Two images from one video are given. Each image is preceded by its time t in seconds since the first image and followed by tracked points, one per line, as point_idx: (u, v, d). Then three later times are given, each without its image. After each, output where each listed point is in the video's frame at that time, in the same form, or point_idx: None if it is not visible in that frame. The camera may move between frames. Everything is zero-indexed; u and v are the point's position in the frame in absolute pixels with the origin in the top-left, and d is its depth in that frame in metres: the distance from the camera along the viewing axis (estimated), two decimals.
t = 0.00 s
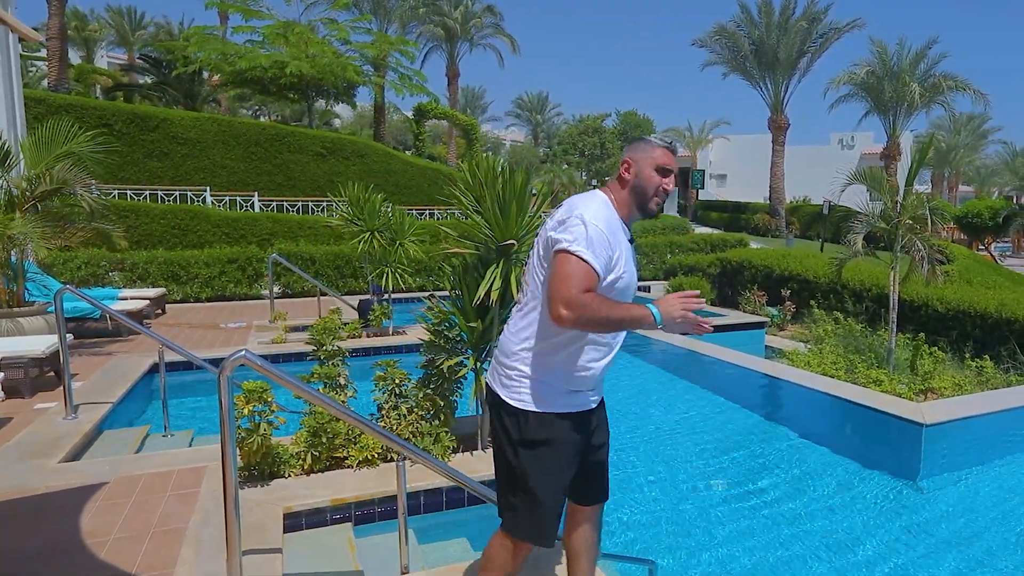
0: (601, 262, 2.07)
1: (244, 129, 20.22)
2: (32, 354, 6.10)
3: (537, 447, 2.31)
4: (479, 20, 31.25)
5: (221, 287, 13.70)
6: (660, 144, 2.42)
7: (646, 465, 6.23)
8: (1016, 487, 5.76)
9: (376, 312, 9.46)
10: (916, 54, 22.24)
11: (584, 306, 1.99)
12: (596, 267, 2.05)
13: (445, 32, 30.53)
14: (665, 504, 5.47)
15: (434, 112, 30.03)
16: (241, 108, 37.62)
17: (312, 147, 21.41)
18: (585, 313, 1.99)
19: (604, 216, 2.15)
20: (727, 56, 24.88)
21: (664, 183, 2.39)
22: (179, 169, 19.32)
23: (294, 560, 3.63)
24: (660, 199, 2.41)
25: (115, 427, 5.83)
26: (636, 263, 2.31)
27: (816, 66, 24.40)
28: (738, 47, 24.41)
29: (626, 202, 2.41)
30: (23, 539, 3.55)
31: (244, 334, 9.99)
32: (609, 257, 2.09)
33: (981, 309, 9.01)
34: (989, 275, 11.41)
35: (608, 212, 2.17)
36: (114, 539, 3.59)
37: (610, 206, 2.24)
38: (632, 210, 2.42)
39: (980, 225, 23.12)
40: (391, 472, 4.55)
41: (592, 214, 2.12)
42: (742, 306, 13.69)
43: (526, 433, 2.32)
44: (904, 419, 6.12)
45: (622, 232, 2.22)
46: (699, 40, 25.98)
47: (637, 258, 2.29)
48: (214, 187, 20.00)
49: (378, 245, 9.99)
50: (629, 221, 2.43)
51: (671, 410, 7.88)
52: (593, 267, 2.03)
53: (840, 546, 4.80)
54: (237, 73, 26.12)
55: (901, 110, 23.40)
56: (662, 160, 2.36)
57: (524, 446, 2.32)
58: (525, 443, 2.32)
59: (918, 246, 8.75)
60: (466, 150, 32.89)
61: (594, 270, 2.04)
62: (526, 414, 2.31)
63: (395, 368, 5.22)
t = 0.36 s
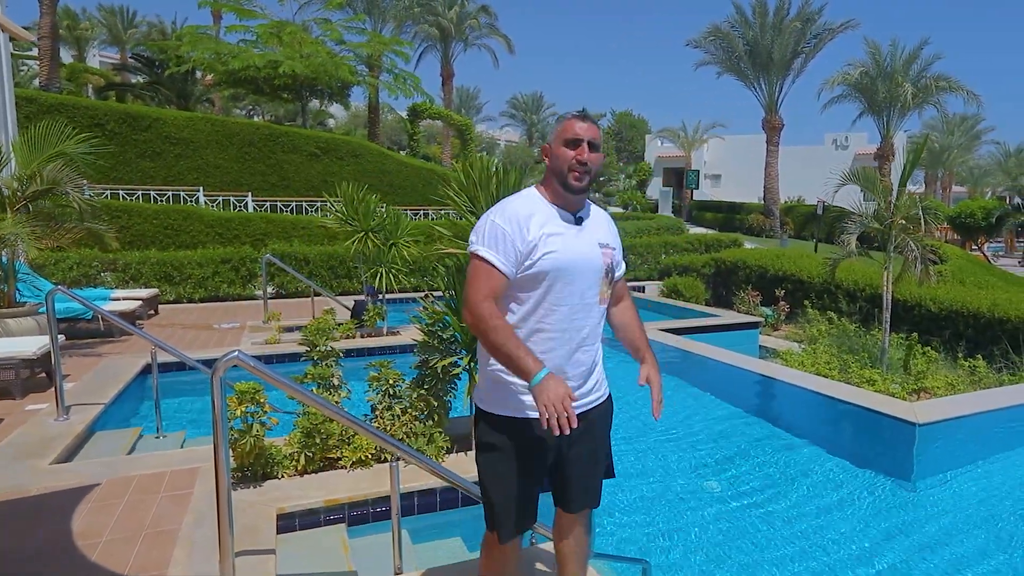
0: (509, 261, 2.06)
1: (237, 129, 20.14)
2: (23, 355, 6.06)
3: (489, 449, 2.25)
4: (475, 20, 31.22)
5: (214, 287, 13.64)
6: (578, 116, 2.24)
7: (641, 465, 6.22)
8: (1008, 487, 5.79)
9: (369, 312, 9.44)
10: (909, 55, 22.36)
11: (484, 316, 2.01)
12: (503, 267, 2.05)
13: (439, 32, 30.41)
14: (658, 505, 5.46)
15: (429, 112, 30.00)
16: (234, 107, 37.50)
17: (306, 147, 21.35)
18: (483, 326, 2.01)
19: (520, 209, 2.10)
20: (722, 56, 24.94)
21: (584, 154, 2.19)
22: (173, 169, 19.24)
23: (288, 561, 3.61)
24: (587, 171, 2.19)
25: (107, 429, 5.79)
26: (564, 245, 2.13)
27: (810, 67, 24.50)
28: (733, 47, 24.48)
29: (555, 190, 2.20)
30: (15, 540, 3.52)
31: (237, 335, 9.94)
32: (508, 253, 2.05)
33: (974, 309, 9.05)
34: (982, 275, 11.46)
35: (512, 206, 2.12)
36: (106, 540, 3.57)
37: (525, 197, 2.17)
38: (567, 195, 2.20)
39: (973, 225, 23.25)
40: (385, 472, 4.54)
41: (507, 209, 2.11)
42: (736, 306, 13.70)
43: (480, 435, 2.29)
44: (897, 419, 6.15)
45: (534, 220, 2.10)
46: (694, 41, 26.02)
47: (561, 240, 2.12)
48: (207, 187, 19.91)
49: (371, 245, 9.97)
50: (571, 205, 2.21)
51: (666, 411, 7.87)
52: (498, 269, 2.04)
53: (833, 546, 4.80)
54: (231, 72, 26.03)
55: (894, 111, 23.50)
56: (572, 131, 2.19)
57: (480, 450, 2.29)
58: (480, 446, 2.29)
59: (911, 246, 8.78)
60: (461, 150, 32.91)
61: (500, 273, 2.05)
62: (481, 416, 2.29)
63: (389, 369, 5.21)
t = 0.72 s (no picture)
0: (445, 277, 2.00)
1: (229, 128, 20.05)
2: (12, 356, 6.01)
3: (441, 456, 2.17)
4: (468, 20, 31.18)
5: (206, 288, 13.57)
6: (511, 115, 2.13)
7: (634, 465, 6.21)
8: (1000, 484, 5.83)
9: (362, 313, 9.40)
10: (902, 55, 22.45)
11: (421, 342, 2.03)
12: (439, 283, 2.00)
13: (433, 32, 30.31)
14: (652, 505, 5.44)
15: (422, 112, 29.94)
16: (227, 106, 37.33)
17: (299, 146, 21.27)
18: (418, 353, 2.03)
19: (455, 221, 2.02)
20: (715, 56, 24.97)
21: (518, 157, 2.09)
22: (164, 169, 19.15)
23: (280, 562, 3.58)
24: (519, 175, 2.09)
25: (97, 430, 5.76)
26: (504, 253, 2.02)
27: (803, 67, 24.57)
28: (726, 48, 24.51)
29: (494, 195, 2.10)
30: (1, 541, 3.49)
31: (229, 335, 9.90)
32: (443, 270, 2.00)
33: (966, 309, 9.08)
34: (975, 275, 11.50)
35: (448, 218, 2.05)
36: (96, 541, 3.54)
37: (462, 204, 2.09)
38: (504, 199, 2.09)
39: (965, 225, 23.37)
40: (377, 473, 4.52)
41: (442, 221, 2.03)
42: (730, 306, 13.71)
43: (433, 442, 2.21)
44: (890, 418, 6.16)
45: (470, 231, 2.01)
46: (687, 41, 26.03)
47: (500, 246, 2.02)
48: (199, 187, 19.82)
49: (364, 245, 9.95)
50: (514, 208, 2.10)
51: (660, 411, 7.86)
52: (433, 288, 2.00)
53: (826, 546, 4.79)
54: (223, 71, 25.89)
55: (887, 111, 23.58)
56: (504, 131, 2.09)
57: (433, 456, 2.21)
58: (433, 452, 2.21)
59: (904, 246, 8.81)
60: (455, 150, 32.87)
61: (437, 291, 2.01)
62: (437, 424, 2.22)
63: (381, 369, 5.18)
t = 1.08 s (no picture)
0: (424, 282, 1.97)
1: (222, 128, 19.96)
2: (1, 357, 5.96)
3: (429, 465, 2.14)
4: (463, 19, 31.14)
5: (199, 288, 13.51)
6: (479, 112, 2.11)
7: (629, 465, 6.19)
8: (995, 483, 5.84)
9: (356, 313, 9.36)
10: (895, 55, 22.53)
11: (408, 351, 1.99)
12: (419, 289, 1.97)
13: (427, 31, 30.27)
14: (647, 505, 5.43)
15: (417, 112, 29.90)
16: (220, 105, 37.18)
17: (293, 146, 21.21)
18: (406, 361, 2.00)
19: (427, 223, 2.00)
20: (710, 56, 24.99)
21: (489, 156, 2.08)
22: (157, 168, 19.05)
23: (273, 563, 3.55)
24: (495, 172, 2.08)
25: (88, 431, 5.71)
26: (483, 251, 2.01)
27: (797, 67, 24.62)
28: (721, 48, 24.54)
29: (465, 193, 2.09)
30: None
31: (222, 336, 9.85)
32: (423, 275, 1.97)
33: (959, 309, 9.11)
34: (968, 274, 11.54)
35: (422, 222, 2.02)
36: (86, 543, 3.51)
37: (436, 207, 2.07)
38: (480, 198, 2.08)
39: (959, 225, 23.48)
40: (371, 473, 4.50)
41: (415, 225, 2.01)
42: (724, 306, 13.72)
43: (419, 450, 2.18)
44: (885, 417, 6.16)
45: (447, 232, 1.99)
46: (682, 40, 26.05)
47: (478, 244, 2.01)
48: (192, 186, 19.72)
49: (359, 245, 9.92)
50: (487, 204, 2.09)
51: (655, 411, 7.84)
52: (414, 293, 1.97)
53: (822, 546, 4.79)
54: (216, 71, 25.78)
55: (881, 111, 23.64)
56: (479, 129, 2.08)
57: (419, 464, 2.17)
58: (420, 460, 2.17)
59: (898, 246, 8.82)
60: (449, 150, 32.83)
61: (419, 296, 1.98)
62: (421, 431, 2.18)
63: (376, 369, 5.16)
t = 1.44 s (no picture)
0: (417, 280, 1.95)
1: (217, 127, 19.88)
2: None
3: (424, 465, 2.12)
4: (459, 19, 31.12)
5: (194, 288, 13.44)
6: (471, 113, 2.08)
7: (625, 465, 6.17)
8: (989, 483, 5.84)
9: (351, 313, 9.32)
10: (891, 56, 22.59)
11: (403, 341, 1.96)
12: (413, 287, 1.95)
13: (422, 31, 30.25)
14: (642, 505, 5.42)
15: (413, 112, 29.87)
16: (215, 105, 37.06)
17: (288, 146, 21.15)
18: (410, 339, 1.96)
19: (421, 222, 1.98)
20: (706, 57, 25.02)
21: (483, 159, 2.04)
22: (151, 168, 18.95)
23: (267, 565, 3.52)
24: (488, 176, 2.05)
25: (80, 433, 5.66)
26: (476, 253, 1.99)
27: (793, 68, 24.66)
28: (717, 48, 24.58)
29: (458, 194, 2.06)
30: None
31: (216, 336, 9.80)
32: (418, 273, 1.95)
33: (955, 308, 9.12)
34: (963, 274, 11.56)
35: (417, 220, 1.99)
36: (77, 545, 3.47)
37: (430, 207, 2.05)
38: (473, 202, 2.05)
39: (954, 225, 23.58)
40: (365, 475, 4.46)
41: (409, 223, 1.99)
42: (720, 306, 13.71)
43: (414, 447, 2.16)
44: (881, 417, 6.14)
45: (440, 232, 1.97)
46: (678, 41, 26.07)
47: (472, 246, 2.00)
48: (187, 186, 19.64)
49: (354, 245, 9.89)
50: (480, 206, 2.06)
51: (651, 411, 7.81)
52: (407, 292, 1.95)
53: (818, 545, 4.79)
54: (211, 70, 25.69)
55: (876, 111, 23.68)
56: (466, 135, 2.04)
57: (414, 462, 2.15)
58: (415, 457, 2.16)
59: (893, 246, 8.82)
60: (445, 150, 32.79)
61: (410, 293, 1.96)
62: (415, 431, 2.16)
63: (371, 370, 5.13)
